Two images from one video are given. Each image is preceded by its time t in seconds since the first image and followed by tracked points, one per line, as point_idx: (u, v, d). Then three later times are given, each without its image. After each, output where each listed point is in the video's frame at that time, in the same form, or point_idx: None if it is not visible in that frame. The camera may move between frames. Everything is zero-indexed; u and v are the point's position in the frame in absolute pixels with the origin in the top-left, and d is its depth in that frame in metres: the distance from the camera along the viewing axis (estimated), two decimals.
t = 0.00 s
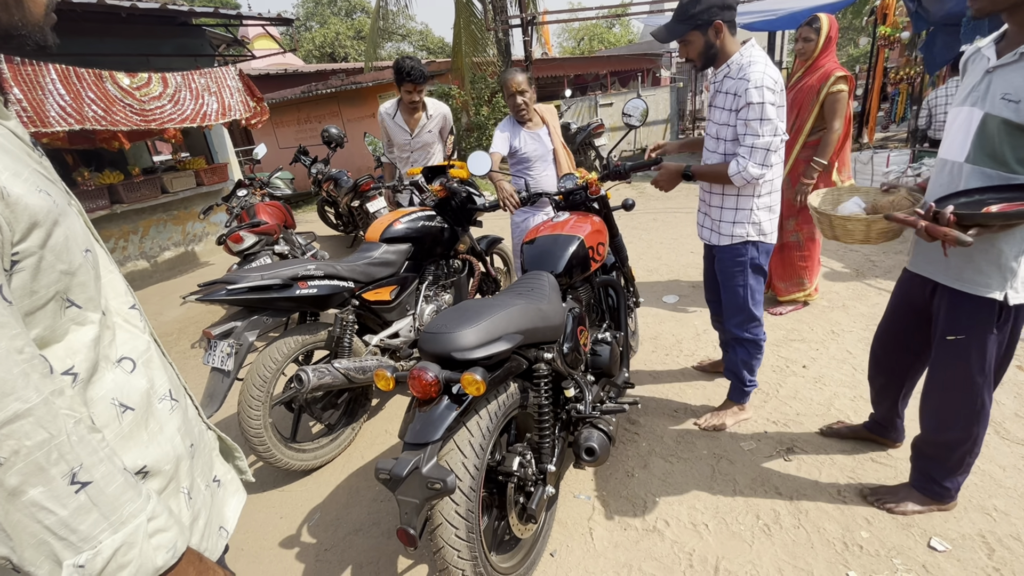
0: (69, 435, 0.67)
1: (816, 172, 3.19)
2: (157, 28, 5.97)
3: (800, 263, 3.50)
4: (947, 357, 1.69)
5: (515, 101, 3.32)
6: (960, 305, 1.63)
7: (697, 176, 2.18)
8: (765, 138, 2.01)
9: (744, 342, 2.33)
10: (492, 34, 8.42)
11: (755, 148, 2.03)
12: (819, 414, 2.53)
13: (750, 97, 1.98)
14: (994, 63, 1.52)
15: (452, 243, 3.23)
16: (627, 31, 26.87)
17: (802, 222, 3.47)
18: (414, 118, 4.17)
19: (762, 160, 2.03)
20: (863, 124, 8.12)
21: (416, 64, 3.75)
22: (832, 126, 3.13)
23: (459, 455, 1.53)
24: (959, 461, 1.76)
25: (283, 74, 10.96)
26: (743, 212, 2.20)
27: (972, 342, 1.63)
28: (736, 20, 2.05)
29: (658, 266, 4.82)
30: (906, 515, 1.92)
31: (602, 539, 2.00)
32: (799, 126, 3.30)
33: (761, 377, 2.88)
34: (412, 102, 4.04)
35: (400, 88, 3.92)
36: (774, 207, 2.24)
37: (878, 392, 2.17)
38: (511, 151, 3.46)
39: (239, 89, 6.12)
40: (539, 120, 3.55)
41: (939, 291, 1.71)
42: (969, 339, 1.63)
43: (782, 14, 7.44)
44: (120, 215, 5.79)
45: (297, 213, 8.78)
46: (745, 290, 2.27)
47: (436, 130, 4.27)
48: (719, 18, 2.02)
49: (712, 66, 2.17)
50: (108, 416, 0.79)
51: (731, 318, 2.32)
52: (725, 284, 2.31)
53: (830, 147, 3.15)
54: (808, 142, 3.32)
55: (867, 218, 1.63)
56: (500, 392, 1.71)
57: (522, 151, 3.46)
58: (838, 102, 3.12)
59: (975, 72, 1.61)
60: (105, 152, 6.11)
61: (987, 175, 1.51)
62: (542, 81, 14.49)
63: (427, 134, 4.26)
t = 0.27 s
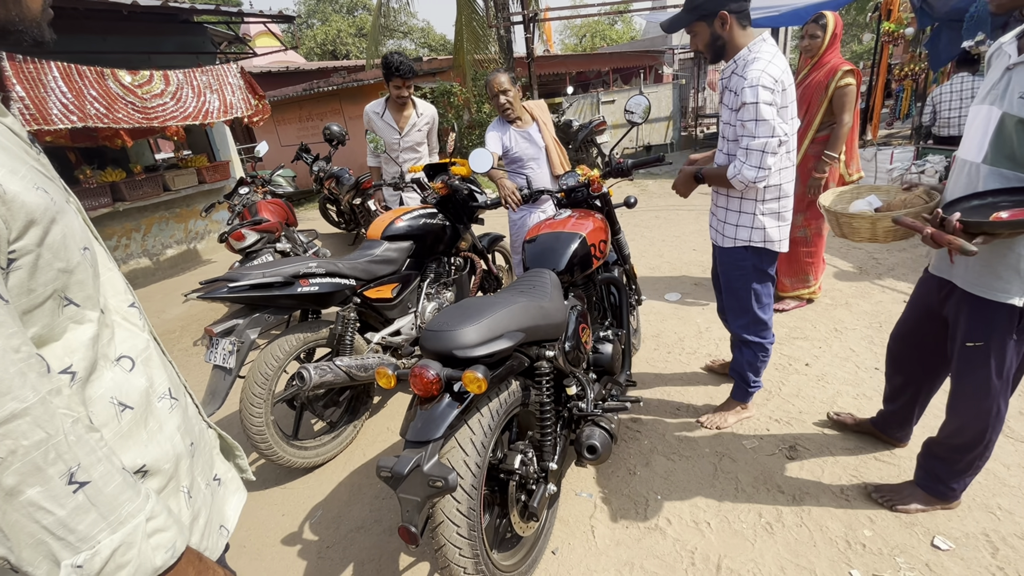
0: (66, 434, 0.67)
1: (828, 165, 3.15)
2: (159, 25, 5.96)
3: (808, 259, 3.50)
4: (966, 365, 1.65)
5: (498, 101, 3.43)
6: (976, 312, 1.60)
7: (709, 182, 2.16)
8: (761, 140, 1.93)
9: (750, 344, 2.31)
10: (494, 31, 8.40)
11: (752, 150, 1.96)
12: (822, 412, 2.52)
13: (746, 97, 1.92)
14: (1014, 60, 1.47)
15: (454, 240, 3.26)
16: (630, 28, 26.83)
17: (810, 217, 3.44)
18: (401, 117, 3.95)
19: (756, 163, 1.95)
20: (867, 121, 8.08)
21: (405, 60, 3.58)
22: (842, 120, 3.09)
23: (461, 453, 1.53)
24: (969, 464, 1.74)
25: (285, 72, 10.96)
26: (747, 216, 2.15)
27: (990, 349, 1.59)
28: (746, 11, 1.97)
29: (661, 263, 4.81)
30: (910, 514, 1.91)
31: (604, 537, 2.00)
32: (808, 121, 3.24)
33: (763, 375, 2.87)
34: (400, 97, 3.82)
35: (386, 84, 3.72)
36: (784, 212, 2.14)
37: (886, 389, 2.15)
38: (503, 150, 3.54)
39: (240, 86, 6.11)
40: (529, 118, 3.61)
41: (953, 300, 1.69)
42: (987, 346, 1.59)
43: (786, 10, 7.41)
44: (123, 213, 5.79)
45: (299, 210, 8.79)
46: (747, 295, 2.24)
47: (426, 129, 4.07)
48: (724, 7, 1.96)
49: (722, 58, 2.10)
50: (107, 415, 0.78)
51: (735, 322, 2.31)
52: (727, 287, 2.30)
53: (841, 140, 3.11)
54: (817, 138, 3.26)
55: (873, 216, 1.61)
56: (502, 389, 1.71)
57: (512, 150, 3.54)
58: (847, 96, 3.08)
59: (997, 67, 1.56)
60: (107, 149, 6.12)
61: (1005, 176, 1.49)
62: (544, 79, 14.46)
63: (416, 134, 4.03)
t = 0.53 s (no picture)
0: (67, 434, 0.67)
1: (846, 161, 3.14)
2: (162, 24, 5.97)
3: (822, 255, 3.48)
4: (977, 367, 1.63)
5: (495, 100, 3.44)
6: (986, 313, 1.59)
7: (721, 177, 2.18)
8: (756, 135, 1.93)
9: (755, 343, 2.30)
10: (497, 28, 8.38)
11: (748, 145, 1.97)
12: (825, 411, 2.51)
13: (747, 91, 1.92)
14: None
15: (455, 239, 3.23)
16: (632, 25, 26.76)
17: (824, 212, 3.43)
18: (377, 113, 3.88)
19: (748, 158, 1.95)
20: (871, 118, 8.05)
21: (379, 56, 3.53)
22: (853, 115, 3.08)
23: (463, 452, 1.53)
24: (975, 464, 1.74)
25: (288, 69, 10.96)
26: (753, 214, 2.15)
27: (1002, 351, 1.58)
28: (764, 2, 1.92)
29: (663, 261, 4.80)
30: (914, 513, 1.90)
31: (606, 536, 2.00)
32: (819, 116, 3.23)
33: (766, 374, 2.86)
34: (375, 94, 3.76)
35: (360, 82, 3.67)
36: (790, 213, 2.11)
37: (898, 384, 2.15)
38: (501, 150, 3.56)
39: (242, 85, 6.12)
40: (528, 117, 3.61)
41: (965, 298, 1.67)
42: (998, 348, 1.58)
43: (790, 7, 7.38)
44: (126, 211, 5.81)
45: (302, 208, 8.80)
46: (753, 293, 2.23)
47: (405, 124, 4.00)
48: None
49: (739, 48, 2.07)
50: (107, 414, 0.78)
51: (741, 319, 2.30)
52: (733, 284, 2.29)
53: (855, 136, 3.11)
54: (828, 133, 3.26)
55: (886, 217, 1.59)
56: (503, 388, 1.71)
57: (510, 150, 3.56)
58: (858, 92, 3.07)
59: (1009, 62, 1.53)
60: (110, 148, 6.13)
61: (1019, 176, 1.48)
62: (547, 76, 14.43)
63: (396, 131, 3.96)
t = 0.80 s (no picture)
0: (67, 433, 0.67)
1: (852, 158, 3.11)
2: (165, 22, 5.97)
3: (842, 253, 3.44)
4: (977, 365, 1.63)
5: (498, 99, 3.44)
6: (984, 310, 1.59)
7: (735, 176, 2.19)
8: (773, 129, 1.93)
9: (762, 341, 2.29)
10: (499, 26, 8.37)
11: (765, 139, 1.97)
12: (828, 410, 2.50)
13: (766, 85, 1.92)
14: None
15: (457, 238, 3.24)
16: (635, 22, 26.69)
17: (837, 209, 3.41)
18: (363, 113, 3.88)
19: (764, 152, 1.96)
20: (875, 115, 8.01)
21: (361, 58, 3.54)
22: (864, 111, 3.05)
23: (465, 451, 1.53)
24: (978, 464, 1.73)
25: (290, 68, 10.97)
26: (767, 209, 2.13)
27: (1002, 348, 1.57)
28: None
29: (666, 259, 4.79)
30: (918, 513, 1.90)
31: (609, 535, 2.00)
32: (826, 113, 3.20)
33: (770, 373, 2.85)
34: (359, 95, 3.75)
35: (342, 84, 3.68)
36: (806, 209, 2.08)
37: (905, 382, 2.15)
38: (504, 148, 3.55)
39: (245, 83, 6.12)
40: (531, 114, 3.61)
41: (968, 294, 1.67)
42: (998, 345, 1.57)
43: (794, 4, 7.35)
44: (130, 209, 5.82)
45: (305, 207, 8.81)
46: (763, 289, 2.21)
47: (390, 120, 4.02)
48: None
49: (760, 41, 2.04)
50: (108, 414, 0.78)
51: (750, 316, 2.29)
52: (742, 281, 2.27)
53: (862, 133, 3.10)
54: (838, 130, 3.22)
55: (892, 214, 1.58)
56: (506, 387, 1.71)
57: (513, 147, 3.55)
58: (868, 88, 3.04)
59: (1017, 58, 1.51)
60: (114, 146, 6.15)
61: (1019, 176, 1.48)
62: (550, 74, 14.38)
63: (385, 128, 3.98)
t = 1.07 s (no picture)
0: (61, 432, 0.67)
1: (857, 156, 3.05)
2: (167, 21, 5.98)
3: (846, 252, 3.41)
4: (979, 365, 1.62)
5: (498, 99, 3.43)
6: (987, 310, 1.58)
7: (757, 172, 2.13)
8: (804, 121, 1.89)
9: (770, 339, 2.29)
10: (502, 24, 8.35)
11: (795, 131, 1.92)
12: (831, 409, 2.49)
13: (793, 76, 1.88)
14: None
15: (460, 236, 3.23)
16: (638, 20, 26.62)
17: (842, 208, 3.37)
18: (361, 112, 3.86)
19: (797, 144, 1.90)
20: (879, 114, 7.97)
21: (363, 61, 3.54)
22: (872, 110, 2.97)
23: (466, 450, 1.52)
24: (981, 464, 1.72)
25: (292, 66, 10.97)
26: (790, 201, 2.10)
27: (1004, 349, 1.56)
28: None
29: (668, 258, 4.78)
30: (921, 513, 1.89)
31: (611, 534, 1.99)
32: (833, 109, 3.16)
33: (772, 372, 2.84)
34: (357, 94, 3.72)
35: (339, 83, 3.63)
36: (831, 201, 2.06)
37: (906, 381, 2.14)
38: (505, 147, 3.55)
39: (247, 82, 6.12)
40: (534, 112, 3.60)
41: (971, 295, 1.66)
42: (1000, 345, 1.56)
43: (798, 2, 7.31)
44: (132, 208, 5.84)
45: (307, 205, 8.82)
46: (777, 285, 2.19)
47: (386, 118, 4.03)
48: None
49: (778, 36, 2.04)
50: (104, 413, 0.78)
51: (760, 312, 2.27)
52: (756, 276, 2.26)
53: (870, 131, 3.03)
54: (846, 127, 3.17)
55: (898, 212, 1.56)
56: (507, 386, 1.71)
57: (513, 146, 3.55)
58: (879, 85, 2.95)
59: None
60: (116, 145, 6.16)
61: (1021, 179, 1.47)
62: (552, 72, 14.35)
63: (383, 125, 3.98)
